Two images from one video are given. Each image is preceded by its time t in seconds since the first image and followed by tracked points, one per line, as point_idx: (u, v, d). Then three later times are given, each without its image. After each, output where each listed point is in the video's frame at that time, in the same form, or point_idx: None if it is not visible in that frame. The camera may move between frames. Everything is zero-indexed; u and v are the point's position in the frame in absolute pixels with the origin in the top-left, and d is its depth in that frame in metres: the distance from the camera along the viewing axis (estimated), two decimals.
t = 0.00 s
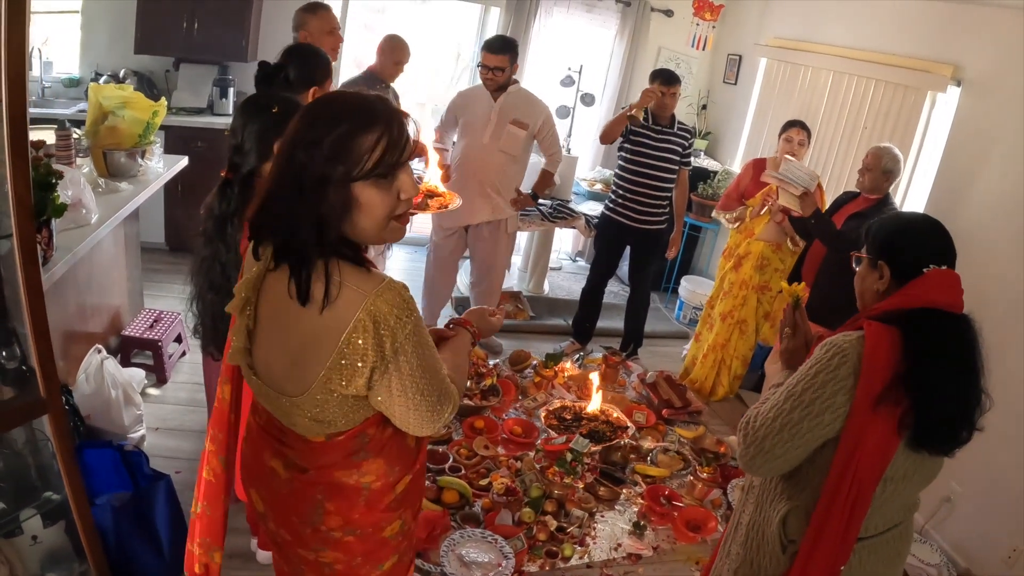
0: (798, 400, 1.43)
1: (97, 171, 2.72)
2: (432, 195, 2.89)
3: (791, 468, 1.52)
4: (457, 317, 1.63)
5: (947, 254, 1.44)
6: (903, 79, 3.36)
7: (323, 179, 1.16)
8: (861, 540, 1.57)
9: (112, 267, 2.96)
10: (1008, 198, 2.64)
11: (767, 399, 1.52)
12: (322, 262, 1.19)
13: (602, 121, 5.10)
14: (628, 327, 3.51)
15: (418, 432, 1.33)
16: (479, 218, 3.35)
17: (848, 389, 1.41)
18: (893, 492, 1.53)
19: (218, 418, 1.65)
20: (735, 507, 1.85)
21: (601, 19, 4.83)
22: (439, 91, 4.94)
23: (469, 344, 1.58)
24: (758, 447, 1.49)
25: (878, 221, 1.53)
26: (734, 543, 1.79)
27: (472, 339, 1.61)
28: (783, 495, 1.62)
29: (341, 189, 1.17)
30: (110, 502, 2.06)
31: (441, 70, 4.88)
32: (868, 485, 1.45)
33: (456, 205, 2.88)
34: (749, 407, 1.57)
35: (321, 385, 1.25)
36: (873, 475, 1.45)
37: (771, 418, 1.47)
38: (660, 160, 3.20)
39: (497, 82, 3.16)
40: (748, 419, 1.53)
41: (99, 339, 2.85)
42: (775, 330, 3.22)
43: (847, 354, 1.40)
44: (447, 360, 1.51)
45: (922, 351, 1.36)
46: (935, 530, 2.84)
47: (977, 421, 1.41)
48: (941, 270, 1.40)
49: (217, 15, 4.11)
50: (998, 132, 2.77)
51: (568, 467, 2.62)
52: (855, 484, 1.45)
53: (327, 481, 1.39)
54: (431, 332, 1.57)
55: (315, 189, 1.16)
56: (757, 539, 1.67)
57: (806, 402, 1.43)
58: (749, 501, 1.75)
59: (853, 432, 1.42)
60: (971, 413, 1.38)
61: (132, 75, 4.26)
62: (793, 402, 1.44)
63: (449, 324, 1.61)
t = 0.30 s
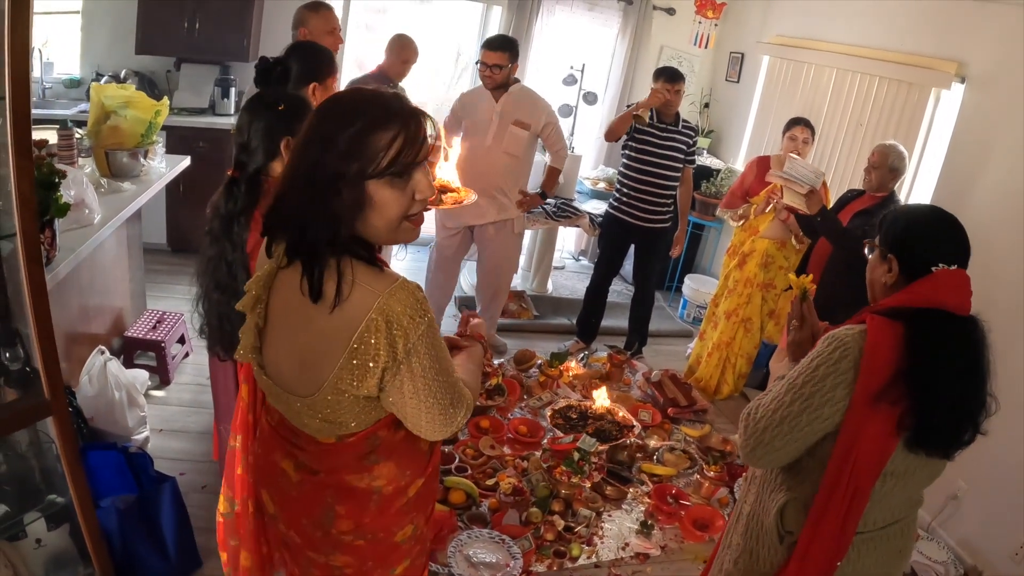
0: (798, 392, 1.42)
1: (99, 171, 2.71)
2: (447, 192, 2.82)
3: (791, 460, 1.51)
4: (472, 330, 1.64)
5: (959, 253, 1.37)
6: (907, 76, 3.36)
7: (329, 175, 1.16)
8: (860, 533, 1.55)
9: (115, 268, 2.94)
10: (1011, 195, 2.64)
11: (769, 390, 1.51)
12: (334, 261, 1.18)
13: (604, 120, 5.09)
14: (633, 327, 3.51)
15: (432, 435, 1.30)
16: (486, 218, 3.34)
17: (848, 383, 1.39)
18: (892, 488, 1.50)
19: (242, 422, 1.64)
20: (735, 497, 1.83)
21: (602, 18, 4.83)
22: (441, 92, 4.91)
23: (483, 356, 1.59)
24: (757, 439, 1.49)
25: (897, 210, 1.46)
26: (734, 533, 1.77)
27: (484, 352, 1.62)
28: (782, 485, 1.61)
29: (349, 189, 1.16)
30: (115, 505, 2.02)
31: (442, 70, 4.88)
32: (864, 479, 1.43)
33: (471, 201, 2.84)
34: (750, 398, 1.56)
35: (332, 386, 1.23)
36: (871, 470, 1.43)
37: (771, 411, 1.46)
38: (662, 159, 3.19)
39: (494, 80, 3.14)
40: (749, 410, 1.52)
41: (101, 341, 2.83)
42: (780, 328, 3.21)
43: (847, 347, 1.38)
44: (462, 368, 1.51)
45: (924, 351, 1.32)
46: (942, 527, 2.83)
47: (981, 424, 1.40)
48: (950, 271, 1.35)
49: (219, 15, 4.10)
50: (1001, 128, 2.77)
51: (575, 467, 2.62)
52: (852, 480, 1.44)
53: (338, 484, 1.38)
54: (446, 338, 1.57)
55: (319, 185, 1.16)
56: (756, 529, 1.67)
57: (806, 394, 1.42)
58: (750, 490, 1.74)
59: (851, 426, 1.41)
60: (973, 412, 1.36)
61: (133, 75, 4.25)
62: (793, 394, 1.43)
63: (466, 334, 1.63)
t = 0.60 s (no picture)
0: (785, 385, 1.42)
1: (100, 172, 2.70)
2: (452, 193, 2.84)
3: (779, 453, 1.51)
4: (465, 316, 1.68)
5: (957, 250, 1.37)
6: (907, 73, 3.36)
7: (328, 183, 1.18)
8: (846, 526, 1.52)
9: (116, 270, 2.94)
10: (1011, 191, 2.64)
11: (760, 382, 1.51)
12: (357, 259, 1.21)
13: (604, 118, 5.09)
14: (635, 325, 3.51)
15: (448, 423, 1.38)
16: (492, 218, 3.34)
17: (834, 377, 1.39)
18: (879, 484, 1.48)
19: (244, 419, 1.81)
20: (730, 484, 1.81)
21: (602, 16, 4.84)
22: (440, 92, 4.94)
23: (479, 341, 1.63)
24: (745, 431, 1.50)
25: (902, 202, 1.45)
26: (725, 523, 1.76)
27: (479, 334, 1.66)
28: (771, 475, 1.60)
29: (348, 195, 1.18)
30: (117, 507, 2.03)
31: (442, 69, 4.88)
32: (847, 472, 1.42)
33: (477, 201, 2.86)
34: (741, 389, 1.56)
35: (355, 384, 1.27)
36: (854, 465, 1.42)
37: (760, 403, 1.47)
38: (662, 157, 3.18)
39: (503, 77, 3.14)
40: (740, 401, 1.53)
41: (103, 343, 2.83)
42: (782, 325, 3.20)
43: (835, 341, 1.38)
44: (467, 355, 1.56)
45: (916, 348, 1.31)
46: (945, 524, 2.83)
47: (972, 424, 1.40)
48: (945, 268, 1.35)
49: (218, 15, 4.10)
50: (1001, 124, 2.77)
51: (578, 465, 2.62)
52: (836, 476, 1.43)
53: (354, 481, 1.43)
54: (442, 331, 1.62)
55: (319, 193, 1.19)
56: (745, 518, 1.67)
57: (793, 387, 1.42)
58: (741, 479, 1.73)
59: (836, 423, 1.40)
60: (961, 410, 1.34)
61: (132, 77, 4.25)
62: (780, 386, 1.43)
63: (458, 318, 1.65)
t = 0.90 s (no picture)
0: (770, 376, 1.43)
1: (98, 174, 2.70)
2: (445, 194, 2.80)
3: (762, 445, 1.51)
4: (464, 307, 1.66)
5: (951, 242, 1.36)
6: (905, 69, 3.36)
7: (336, 185, 1.20)
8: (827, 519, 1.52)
9: (115, 271, 2.94)
10: (1009, 186, 2.64)
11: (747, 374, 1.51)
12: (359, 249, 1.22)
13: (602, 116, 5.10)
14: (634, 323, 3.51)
15: (449, 418, 1.40)
16: (496, 213, 3.34)
17: (817, 370, 1.39)
18: (862, 478, 1.48)
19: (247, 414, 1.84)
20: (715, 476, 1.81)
21: (599, 14, 4.86)
22: (438, 91, 4.94)
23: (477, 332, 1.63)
24: (729, 421, 1.50)
25: (896, 194, 1.43)
26: (711, 515, 1.75)
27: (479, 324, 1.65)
28: (756, 465, 1.60)
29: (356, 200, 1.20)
30: (117, 507, 2.03)
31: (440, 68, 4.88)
32: (828, 465, 1.42)
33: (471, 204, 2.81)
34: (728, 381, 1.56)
35: (356, 377, 1.28)
36: (835, 458, 1.41)
37: (745, 394, 1.47)
38: (662, 155, 3.18)
39: (520, 73, 3.14)
40: (727, 393, 1.53)
41: (103, 344, 2.83)
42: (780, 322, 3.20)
43: (819, 334, 1.38)
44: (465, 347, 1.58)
45: (900, 344, 1.32)
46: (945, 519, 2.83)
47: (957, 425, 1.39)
48: (935, 268, 1.34)
49: (216, 16, 4.10)
50: (999, 118, 2.77)
51: (578, 462, 2.63)
52: (817, 468, 1.42)
53: (354, 475, 1.43)
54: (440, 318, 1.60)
55: (327, 197, 1.20)
56: (730, 508, 1.68)
57: (777, 379, 1.42)
58: (728, 470, 1.73)
59: (817, 416, 1.40)
60: (945, 408, 1.34)
61: (130, 78, 4.25)
62: (765, 378, 1.44)
63: (456, 311, 1.66)
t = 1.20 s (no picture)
0: (760, 378, 1.41)
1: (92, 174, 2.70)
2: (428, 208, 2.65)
3: (751, 446, 1.50)
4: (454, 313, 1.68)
5: (943, 238, 1.34)
6: (902, 64, 3.35)
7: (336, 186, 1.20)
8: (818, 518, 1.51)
9: (110, 271, 2.93)
10: (1007, 181, 2.62)
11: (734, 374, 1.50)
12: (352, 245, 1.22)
13: (598, 113, 5.09)
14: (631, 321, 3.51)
15: (444, 412, 1.41)
16: (489, 211, 3.34)
17: (808, 373, 1.38)
18: (854, 479, 1.47)
19: (235, 413, 1.80)
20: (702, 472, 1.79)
21: (595, 12, 4.85)
22: (435, 91, 4.94)
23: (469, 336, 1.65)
24: (718, 424, 1.48)
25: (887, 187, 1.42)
26: (698, 513, 1.73)
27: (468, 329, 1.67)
28: (742, 463, 1.58)
29: (355, 201, 1.20)
30: (111, 507, 2.00)
31: (436, 67, 4.88)
32: (821, 466, 1.41)
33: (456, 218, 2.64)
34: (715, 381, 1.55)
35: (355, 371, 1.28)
36: (828, 460, 1.40)
37: (734, 396, 1.45)
38: (657, 152, 3.18)
39: (520, 74, 3.14)
40: (714, 393, 1.51)
41: (98, 344, 2.82)
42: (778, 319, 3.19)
43: (810, 336, 1.37)
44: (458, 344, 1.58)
45: (891, 344, 1.31)
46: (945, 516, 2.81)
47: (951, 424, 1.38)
48: (930, 265, 1.32)
49: (212, 16, 4.10)
50: (995, 113, 2.75)
51: (574, 460, 2.63)
52: (808, 470, 1.41)
53: (350, 470, 1.42)
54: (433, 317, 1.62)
55: (325, 197, 1.20)
56: (716, 505, 1.66)
57: (767, 381, 1.41)
58: (716, 466, 1.71)
59: (807, 419, 1.39)
60: (939, 406, 1.33)
61: (125, 78, 4.25)
62: (755, 380, 1.42)
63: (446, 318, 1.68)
